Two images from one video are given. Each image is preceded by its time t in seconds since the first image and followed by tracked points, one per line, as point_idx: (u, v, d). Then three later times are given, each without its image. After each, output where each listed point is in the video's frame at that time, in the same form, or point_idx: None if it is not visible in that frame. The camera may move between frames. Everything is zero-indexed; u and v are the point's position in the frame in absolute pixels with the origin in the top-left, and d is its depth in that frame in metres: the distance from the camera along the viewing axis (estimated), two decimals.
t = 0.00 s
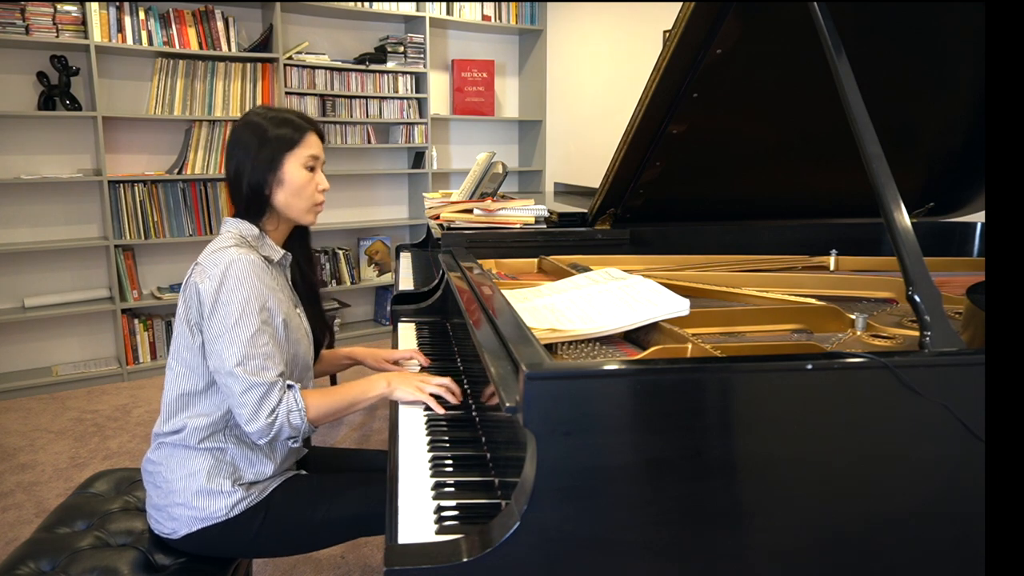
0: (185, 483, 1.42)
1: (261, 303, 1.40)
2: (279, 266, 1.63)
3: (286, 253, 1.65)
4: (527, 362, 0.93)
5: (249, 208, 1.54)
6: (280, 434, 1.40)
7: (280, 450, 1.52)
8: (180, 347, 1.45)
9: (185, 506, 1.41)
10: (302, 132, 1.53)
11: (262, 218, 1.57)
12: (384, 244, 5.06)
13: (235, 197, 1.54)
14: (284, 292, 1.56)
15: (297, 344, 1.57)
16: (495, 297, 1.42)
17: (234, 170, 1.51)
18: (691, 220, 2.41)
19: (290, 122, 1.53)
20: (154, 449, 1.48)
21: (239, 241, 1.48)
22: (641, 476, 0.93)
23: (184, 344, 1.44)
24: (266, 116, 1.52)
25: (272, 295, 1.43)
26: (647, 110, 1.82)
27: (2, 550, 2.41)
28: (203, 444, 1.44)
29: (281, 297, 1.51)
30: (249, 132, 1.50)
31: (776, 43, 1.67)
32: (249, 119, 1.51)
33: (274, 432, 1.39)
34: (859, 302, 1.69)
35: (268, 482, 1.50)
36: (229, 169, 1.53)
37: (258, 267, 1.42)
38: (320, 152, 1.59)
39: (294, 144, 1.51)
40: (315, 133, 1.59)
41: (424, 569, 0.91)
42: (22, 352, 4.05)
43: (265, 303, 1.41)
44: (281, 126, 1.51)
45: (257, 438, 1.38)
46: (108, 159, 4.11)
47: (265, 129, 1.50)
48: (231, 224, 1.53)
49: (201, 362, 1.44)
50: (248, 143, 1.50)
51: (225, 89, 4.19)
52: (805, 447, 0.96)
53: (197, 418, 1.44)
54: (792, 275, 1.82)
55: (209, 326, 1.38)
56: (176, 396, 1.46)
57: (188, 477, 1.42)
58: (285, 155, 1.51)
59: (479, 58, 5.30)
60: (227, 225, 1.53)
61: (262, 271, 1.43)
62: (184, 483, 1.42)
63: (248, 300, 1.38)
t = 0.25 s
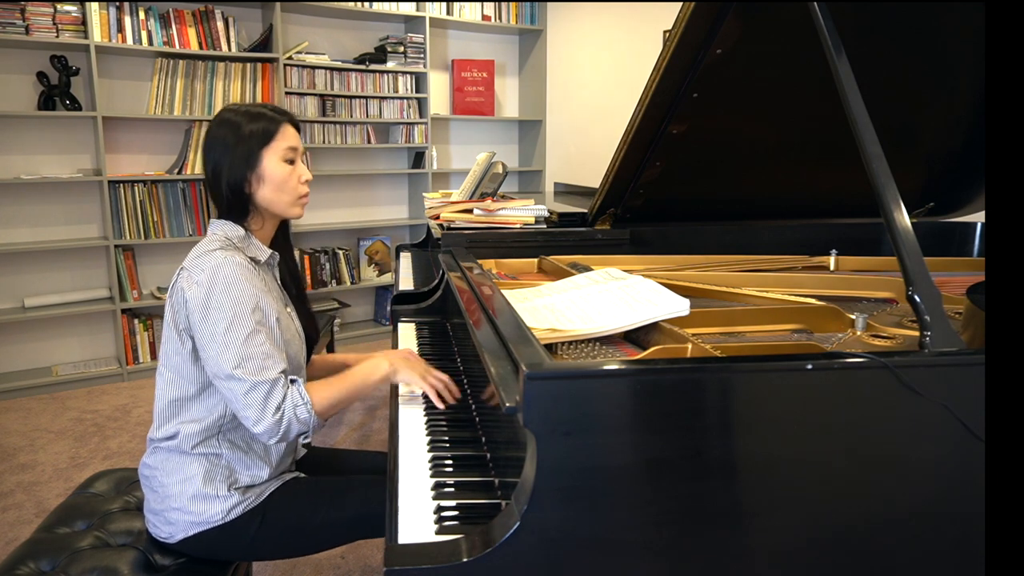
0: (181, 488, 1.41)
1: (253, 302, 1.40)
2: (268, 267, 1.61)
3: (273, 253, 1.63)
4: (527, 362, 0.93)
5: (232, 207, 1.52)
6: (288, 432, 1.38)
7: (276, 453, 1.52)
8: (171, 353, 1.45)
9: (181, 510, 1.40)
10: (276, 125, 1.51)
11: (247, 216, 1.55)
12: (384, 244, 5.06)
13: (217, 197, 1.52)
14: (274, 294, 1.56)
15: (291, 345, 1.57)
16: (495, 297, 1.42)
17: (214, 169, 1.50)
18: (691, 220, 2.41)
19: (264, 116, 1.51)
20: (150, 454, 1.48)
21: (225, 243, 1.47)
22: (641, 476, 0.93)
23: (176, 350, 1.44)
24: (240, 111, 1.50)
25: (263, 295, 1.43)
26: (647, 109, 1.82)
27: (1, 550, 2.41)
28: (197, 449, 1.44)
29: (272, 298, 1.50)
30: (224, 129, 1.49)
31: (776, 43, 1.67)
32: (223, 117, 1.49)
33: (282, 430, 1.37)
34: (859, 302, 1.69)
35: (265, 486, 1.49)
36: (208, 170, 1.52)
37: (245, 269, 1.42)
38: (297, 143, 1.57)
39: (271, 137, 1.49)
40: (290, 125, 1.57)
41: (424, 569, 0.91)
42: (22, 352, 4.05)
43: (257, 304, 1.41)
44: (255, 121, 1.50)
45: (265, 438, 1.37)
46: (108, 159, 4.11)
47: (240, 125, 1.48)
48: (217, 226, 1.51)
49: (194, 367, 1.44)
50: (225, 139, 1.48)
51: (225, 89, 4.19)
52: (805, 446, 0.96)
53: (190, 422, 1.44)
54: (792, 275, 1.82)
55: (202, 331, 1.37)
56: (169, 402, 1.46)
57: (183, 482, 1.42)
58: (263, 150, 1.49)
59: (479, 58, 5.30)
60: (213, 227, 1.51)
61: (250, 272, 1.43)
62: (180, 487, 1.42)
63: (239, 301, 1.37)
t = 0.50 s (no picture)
0: (179, 494, 1.41)
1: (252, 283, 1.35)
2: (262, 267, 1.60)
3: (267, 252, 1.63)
4: (527, 362, 0.93)
5: (223, 208, 1.52)
6: (337, 385, 1.26)
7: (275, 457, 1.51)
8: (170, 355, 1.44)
9: (180, 516, 1.41)
10: (267, 124, 1.50)
11: (239, 216, 1.54)
12: (384, 244, 5.06)
13: (208, 198, 1.51)
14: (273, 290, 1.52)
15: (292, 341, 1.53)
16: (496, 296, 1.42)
17: (203, 169, 1.48)
18: (691, 220, 2.42)
19: (254, 114, 1.49)
20: (150, 457, 1.47)
21: (217, 243, 1.44)
22: (641, 476, 0.93)
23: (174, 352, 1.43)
24: (230, 110, 1.48)
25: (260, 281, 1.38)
26: (648, 109, 1.82)
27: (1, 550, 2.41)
28: (196, 454, 1.43)
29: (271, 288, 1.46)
30: (215, 128, 1.47)
31: (776, 43, 1.67)
32: (212, 116, 1.48)
33: (325, 384, 1.26)
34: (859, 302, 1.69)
35: (264, 491, 1.49)
36: (198, 169, 1.50)
37: (238, 260, 1.38)
38: (289, 142, 1.56)
39: (262, 137, 1.48)
40: (281, 123, 1.55)
41: (424, 569, 0.91)
42: (22, 352, 4.05)
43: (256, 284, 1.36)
44: (245, 119, 1.48)
45: (314, 397, 1.26)
46: (108, 159, 4.11)
47: (230, 124, 1.47)
48: (209, 225, 1.50)
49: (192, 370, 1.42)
50: (216, 139, 1.47)
51: (225, 89, 4.19)
52: (805, 446, 0.96)
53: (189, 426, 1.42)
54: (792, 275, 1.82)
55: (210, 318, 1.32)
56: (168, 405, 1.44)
57: (182, 488, 1.41)
58: (254, 150, 1.48)
59: (479, 58, 5.30)
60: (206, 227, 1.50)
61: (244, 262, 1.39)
62: (179, 493, 1.41)
63: (237, 285, 1.32)
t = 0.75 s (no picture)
0: (180, 496, 1.41)
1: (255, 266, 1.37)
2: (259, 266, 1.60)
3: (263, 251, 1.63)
4: (527, 362, 0.93)
5: (217, 209, 1.51)
6: (360, 338, 1.26)
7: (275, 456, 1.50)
8: (174, 355, 1.45)
9: (181, 518, 1.40)
10: (263, 125, 1.50)
11: (234, 217, 1.54)
12: (384, 244, 5.05)
13: (202, 197, 1.51)
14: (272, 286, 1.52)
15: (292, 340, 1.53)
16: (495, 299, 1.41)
17: (198, 168, 1.48)
18: (691, 220, 2.42)
19: (250, 114, 1.49)
20: (153, 458, 1.47)
21: (215, 242, 1.44)
22: (641, 475, 0.93)
23: (177, 351, 1.44)
24: (226, 109, 1.48)
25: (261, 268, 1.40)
26: (648, 109, 1.82)
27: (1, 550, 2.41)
28: (197, 453, 1.43)
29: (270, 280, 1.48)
30: (211, 127, 1.47)
31: (775, 42, 1.66)
32: (208, 115, 1.48)
33: (348, 335, 1.26)
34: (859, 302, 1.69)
35: (264, 492, 1.48)
36: (193, 169, 1.50)
37: (235, 251, 1.40)
38: (286, 143, 1.55)
39: (257, 137, 1.48)
40: (278, 124, 1.55)
41: (424, 569, 0.91)
42: (21, 352, 4.05)
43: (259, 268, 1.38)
44: (241, 120, 1.48)
45: (337, 349, 1.26)
46: (108, 159, 4.11)
47: (225, 125, 1.47)
48: (204, 225, 1.50)
49: (192, 368, 1.43)
50: (211, 138, 1.47)
51: (225, 89, 4.19)
52: (804, 447, 0.96)
53: (189, 425, 1.43)
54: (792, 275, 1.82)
55: (221, 299, 1.32)
56: (173, 405, 1.46)
57: (183, 489, 1.41)
58: (249, 151, 1.47)
59: (479, 58, 5.30)
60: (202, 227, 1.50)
61: (241, 253, 1.41)
62: (180, 495, 1.41)
63: (241, 267, 1.34)
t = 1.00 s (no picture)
0: (179, 495, 1.41)
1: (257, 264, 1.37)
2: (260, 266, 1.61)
3: (264, 252, 1.64)
4: (527, 362, 0.93)
5: (217, 210, 1.52)
6: (363, 334, 1.27)
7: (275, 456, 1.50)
8: (175, 354, 1.45)
9: (181, 517, 1.40)
10: (261, 126, 1.50)
11: (234, 218, 1.54)
12: (384, 244, 5.05)
13: (202, 198, 1.51)
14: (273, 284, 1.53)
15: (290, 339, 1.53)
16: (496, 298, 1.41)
17: (197, 169, 1.48)
18: (691, 221, 2.42)
19: (248, 115, 1.49)
20: (153, 457, 1.47)
21: (216, 240, 1.44)
22: (640, 475, 0.93)
23: (178, 349, 1.44)
24: (224, 110, 1.48)
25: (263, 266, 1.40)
26: (648, 109, 1.82)
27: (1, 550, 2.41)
28: (197, 452, 1.43)
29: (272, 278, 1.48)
30: (209, 128, 1.47)
31: (775, 42, 1.66)
32: (206, 117, 1.48)
33: (351, 331, 1.27)
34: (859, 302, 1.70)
35: (264, 492, 1.48)
36: (192, 170, 1.50)
37: (236, 249, 1.40)
38: (284, 144, 1.55)
39: (255, 139, 1.48)
40: (276, 124, 1.55)
41: (424, 569, 0.91)
42: (22, 352, 4.05)
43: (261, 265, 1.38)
44: (239, 121, 1.48)
45: (342, 346, 1.27)
46: (108, 159, 4.11)
47: (224, 127, 1.47)
48: (204, 226, 1.50)
49: (193, 367, 1.43)
50: (209, 140, 1.47)
51: (225, 89, 4.19)
52: (804, 447, 0.96)
53: (190, 423, 1.43)
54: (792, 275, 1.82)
55: (224, 295, 1.32)
56: (173, 403, 1.46)
57: (183, 489, 1.41)
58: (247, 153, 1.47)
59: (479, 58, 5.30)
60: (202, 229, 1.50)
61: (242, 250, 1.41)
62: (179, 494, 1.41)
63: (242, 264, 1.34)
